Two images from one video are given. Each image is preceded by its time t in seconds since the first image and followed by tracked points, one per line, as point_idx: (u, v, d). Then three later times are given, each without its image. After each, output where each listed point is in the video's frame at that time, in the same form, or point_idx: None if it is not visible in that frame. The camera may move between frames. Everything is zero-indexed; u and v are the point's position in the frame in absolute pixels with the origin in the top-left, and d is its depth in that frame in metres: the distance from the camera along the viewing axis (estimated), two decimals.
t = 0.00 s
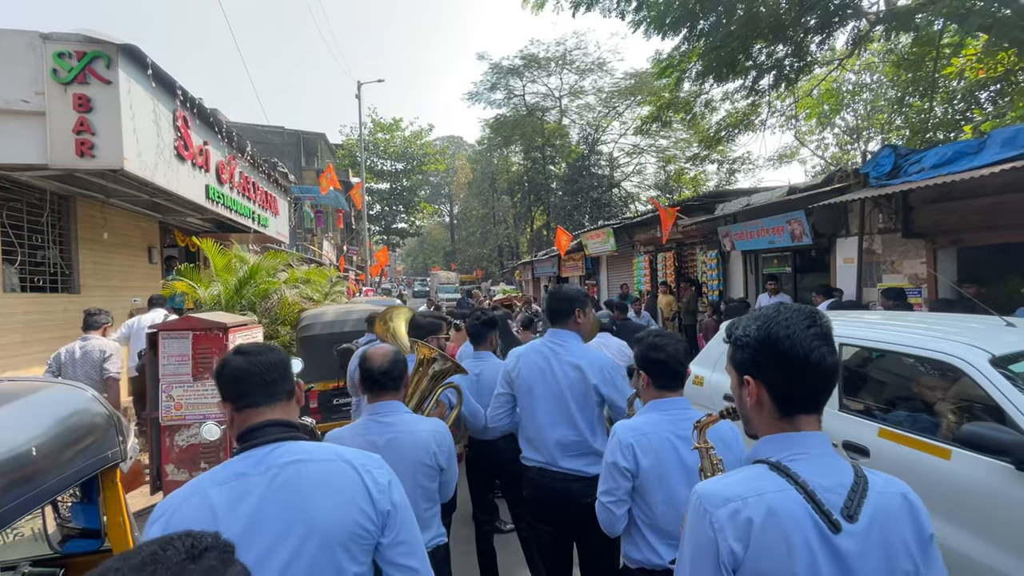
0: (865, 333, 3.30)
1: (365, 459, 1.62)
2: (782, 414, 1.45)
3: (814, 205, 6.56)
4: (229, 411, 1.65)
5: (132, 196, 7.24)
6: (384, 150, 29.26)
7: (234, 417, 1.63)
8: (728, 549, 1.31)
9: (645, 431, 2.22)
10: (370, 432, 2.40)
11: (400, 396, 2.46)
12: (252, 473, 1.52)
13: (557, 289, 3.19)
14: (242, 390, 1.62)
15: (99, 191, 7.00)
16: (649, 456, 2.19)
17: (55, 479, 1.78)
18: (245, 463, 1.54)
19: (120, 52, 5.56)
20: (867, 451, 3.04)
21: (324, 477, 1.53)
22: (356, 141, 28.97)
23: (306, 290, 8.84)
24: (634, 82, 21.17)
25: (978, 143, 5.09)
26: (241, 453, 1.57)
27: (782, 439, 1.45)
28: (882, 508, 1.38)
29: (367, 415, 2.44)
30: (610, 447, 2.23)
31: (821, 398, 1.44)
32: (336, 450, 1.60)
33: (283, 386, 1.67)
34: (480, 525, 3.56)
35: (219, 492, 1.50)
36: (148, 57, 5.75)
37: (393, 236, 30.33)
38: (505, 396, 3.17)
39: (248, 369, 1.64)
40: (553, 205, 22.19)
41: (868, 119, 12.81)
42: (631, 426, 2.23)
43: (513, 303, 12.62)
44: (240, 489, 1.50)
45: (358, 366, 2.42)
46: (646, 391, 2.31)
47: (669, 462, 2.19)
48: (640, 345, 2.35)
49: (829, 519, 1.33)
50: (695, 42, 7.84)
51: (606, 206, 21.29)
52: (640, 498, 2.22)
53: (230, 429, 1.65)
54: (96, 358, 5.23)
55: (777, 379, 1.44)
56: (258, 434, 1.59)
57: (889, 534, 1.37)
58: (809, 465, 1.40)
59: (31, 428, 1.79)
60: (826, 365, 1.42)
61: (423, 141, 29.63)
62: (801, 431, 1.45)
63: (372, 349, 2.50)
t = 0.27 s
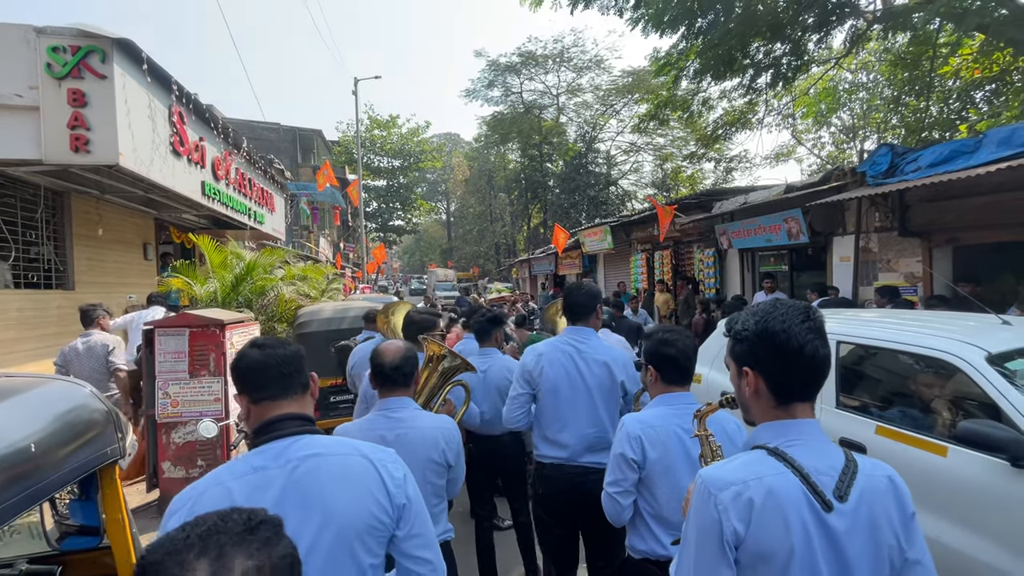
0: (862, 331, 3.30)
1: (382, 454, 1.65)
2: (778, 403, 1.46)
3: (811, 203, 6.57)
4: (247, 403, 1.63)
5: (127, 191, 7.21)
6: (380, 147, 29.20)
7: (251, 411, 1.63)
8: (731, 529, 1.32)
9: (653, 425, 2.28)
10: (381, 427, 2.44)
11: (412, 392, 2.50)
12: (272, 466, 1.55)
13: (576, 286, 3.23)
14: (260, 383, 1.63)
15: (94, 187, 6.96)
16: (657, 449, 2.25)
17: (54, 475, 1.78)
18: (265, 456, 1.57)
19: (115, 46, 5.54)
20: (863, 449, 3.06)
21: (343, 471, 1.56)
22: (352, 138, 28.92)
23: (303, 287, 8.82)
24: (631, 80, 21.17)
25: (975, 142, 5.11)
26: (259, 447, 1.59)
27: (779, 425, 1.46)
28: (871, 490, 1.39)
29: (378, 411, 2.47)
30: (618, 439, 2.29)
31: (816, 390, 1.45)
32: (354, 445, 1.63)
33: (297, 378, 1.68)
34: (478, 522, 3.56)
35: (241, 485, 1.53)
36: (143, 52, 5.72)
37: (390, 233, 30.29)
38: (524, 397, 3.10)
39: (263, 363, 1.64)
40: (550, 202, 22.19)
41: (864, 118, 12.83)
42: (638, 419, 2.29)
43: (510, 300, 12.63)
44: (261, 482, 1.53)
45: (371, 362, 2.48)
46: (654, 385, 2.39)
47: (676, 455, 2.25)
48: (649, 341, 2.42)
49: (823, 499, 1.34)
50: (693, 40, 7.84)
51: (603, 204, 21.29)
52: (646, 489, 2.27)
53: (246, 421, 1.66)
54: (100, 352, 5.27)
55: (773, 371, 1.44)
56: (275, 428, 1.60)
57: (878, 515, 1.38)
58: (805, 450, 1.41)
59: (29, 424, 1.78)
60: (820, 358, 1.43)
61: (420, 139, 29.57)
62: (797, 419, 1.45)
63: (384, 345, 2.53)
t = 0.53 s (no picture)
0: (862, 327, 3.31)
1: (408, 447, 1.70)
2: (779, 394, 1.46)
3: (810, 201, 6.57)
4: (274, 395, 1.68)
5: (125, 186, 7.19)
6: (379, 143, 29.14)
7: (278, 402, 1.67)
8: (734, 514, 1.32)
9: (658, 420, 2.28)
10: (393, 421, 2.47)
11: (423, 386, 2.54)
12: (305, 458, 1.55)
13: (595, 283, 3.31)
14: (288, 375, 1.66)
15: (92, 181, 6.94)
16: (662, 443, 2.26)
17: (59, 468, 1.77)
18: (297, 448, 1.57)
19: (112, 40, 5.51)
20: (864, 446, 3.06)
21: (374, 465, 1.60)
22: (350, 134, 28.86)
23: (301, 283, 8.80)
24: (631, 77, 21.13)
25: (975, 140, 5.11)
26: (291, 439, 1.60)
27: (782, 415, 1.46)
28: (868, 477, 1.38)
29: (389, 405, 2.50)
30: (622, 434, 2.29)
31: (816, 382, 1.46)
32: (381, 439, 1.67)
33: (324, 371, 1.71)
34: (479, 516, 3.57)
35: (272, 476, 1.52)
36: (141, 45, 5.70)
37: (388, 229, 30.24)
38: (547, 394, 3.10)
39: (289, 354, 1.69)
40: (548, 199, 22.17)
41: (863, 116, 12.82)
42: (643, 414, 2.28)
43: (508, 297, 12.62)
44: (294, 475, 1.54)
45: (384, 356, 2.51)
46: (658, 380, 2.36)
47: (681, 449, 2.26)
48: (653, 335, 2.39)
49: (822, 485, 1.34)
50: (693, 37, 7.83)
51: (601, 201, 21.28)
52: (651, 483, 2.27)
53: (274, 412, 1.69)
54: (109, 343, 5.32)
55: (774, 363, 1.45)
56: (304, 420, 1.63)
57: (876, 501, 1.37)
58: (806, 440, 1.41)
59: (33, 418, 1.77)
60: (819, 351, 1.44)
61: (418, 135, 29.51)
62: (799, 409, 1.45)
63: (396, 340, 2.57)
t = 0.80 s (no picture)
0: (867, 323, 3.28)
1: (434, 444, 1.68)
2: (789, 386, 1.44)
3: (813, 197, 6.54)
4: (301, 385, 1.63)
5: (123, 179, 7.15)
6: (378, 138, 29.06)
7: (305, 394, 1.62)
8: (745, 507, 1.30)
9: (663, 417, 2.27)
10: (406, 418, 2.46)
11: (434, 381, 2.52)
12: (335, 451, 1.52)
13: (606, 277, 3.27)
14: (317, 366, 1.61)
15: (90, 175, 6.90)
16: (667, 441, 2.25)
17: (56, 463, 1.74)
18: (326, 441, 1.54)
19: (110, 31, 5.47)
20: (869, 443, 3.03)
21: (402, 462, 1.58)
22: (350, 129, 28.78)
23: (301, 279, 8.76)
24: (631, 72, 21.05)
25: (980, 136, 5.07)
26: (319, 431, 1.56)
27: (793, 409, 1.43)
28: (879, 471, 1.36)
29: (400, 400, 2.49)
30: (626, 431, 2.29)
31: (825, 374, 1.44)
32: (409, 435, 1.64)
33: (354, 364, 1.67)
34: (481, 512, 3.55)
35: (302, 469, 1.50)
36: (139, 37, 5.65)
37: (387, 225, 30.19)
38: (560, 389, 3.06)
39: (319, 344, 1.65)
40: (548, 195, 22.13)
41: (864, 113, 12.78)
42: (647, 411, 2.29)
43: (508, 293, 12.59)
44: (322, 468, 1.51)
45: (393, 351, 2.49)
46: (662, 376, 2.36)
47: (686, 447, 2.25)
48: (656, 332, 2.40)
49: (834, 478, 1.32)
50: (696, 31, 7.79)
51: (601, 197, 21.24)
52: (656, 481, 2.27)
53: (299, 403, 1.64)
54: (124, 337, 5.49)
55: (783, 355, 1.42)
56: (332, 413, 1.58)
57: (887, 494, 1.35)
58: (816, 432, 1.39)
59: (28, 411, 1.74)
60: (828, 342, 1.42)
61: (418, 130, 29.44)
62: (808, 402, 1.43)
63: (405, 335, 2.56)
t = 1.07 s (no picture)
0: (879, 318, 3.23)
1: (450, 440, 1.59)
2: (810, 380, 1.36)
3: (819, 191, 6.46)
4: (315, 374, 1.54)
5: (122, 172, 7.08)
6: (379, 133, 28.97)
7: (319, 384, 1.53)
8: (762, 507, 1.23)
9: (666, 415, 2.20)
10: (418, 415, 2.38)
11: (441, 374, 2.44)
12: (348, 445, 1.45)
13: (603, 269, 3.20)
14: (331, 356, 1.52)
15: (87, 167, 6.83)
16: (671, 440, 2.17)
17: (22, 464, 1.69)
18: (341, 434, 1.46)
19: (107, 20, 5.39)
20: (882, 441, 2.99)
21: (417, 457, 1.50)
22: (351, 124, 28.70)
23: (301, 273, 8.67)
24: (634, 67, 20.92)
25: (993, 128, 4.98)
26: (333, 423, 1.49)
27: (813, 404, 1.36)
28: (909, 468, 1.30)
29: (407, 394, 2.41)
30: (629, 431, 2.21)
31: (850, 367, 1.36)
32: (425, 428, 1.56)
33: (371, 354, 1.58)
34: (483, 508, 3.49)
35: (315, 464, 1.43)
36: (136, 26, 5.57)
37: (388, 220, 30.11)
38: (555, 384, 3.01)
39: (336, 334, 1.55)
40: (550, 191, 22.04)
41: (869, 109, 12.69)
42: (650, 410, 2.21)
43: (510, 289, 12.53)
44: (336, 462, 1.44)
45: (401, 344, 2.39)
46: (664, 373, 2.31)
47: (691, 445, 2.17)
48: (658, 326, 2.36)
49: (860, 478, 1.25)
50: (700, 24, 7.70)
51: (603, 193, 21.14)
52: (660, 482, 2.21)
53: (311, 393, 1.56)
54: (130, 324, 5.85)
55: (804, 347, 1.35)
56: (346, 405, 1.50)
57: (916, 494, 1.29)
58: (842, 428, 1.32)
59: None
60: (854, 334, 1.33)
61: (419, 125, 29.35)
62: (831, 397, 1.36)
63: (412, 327, 2.46)
